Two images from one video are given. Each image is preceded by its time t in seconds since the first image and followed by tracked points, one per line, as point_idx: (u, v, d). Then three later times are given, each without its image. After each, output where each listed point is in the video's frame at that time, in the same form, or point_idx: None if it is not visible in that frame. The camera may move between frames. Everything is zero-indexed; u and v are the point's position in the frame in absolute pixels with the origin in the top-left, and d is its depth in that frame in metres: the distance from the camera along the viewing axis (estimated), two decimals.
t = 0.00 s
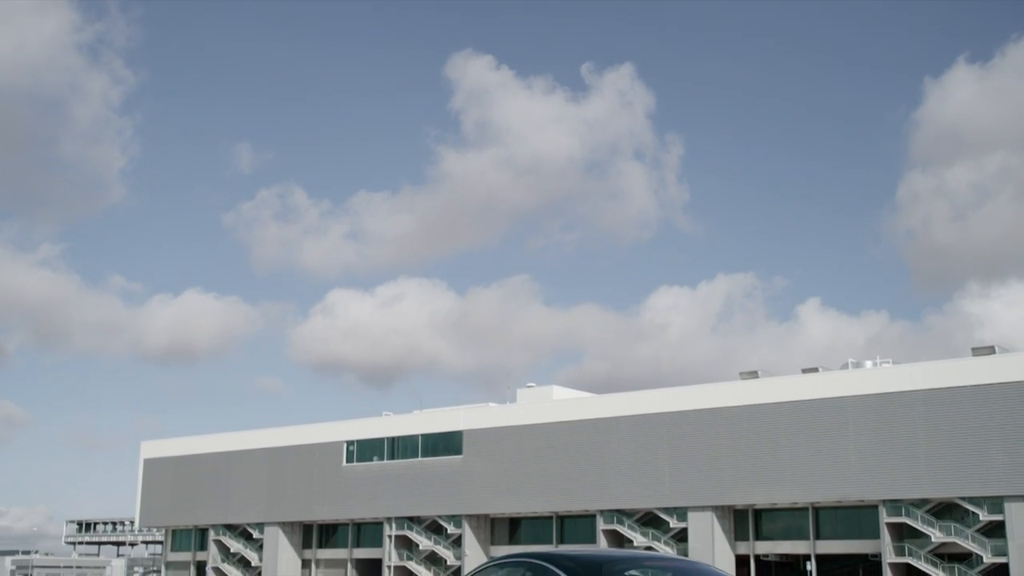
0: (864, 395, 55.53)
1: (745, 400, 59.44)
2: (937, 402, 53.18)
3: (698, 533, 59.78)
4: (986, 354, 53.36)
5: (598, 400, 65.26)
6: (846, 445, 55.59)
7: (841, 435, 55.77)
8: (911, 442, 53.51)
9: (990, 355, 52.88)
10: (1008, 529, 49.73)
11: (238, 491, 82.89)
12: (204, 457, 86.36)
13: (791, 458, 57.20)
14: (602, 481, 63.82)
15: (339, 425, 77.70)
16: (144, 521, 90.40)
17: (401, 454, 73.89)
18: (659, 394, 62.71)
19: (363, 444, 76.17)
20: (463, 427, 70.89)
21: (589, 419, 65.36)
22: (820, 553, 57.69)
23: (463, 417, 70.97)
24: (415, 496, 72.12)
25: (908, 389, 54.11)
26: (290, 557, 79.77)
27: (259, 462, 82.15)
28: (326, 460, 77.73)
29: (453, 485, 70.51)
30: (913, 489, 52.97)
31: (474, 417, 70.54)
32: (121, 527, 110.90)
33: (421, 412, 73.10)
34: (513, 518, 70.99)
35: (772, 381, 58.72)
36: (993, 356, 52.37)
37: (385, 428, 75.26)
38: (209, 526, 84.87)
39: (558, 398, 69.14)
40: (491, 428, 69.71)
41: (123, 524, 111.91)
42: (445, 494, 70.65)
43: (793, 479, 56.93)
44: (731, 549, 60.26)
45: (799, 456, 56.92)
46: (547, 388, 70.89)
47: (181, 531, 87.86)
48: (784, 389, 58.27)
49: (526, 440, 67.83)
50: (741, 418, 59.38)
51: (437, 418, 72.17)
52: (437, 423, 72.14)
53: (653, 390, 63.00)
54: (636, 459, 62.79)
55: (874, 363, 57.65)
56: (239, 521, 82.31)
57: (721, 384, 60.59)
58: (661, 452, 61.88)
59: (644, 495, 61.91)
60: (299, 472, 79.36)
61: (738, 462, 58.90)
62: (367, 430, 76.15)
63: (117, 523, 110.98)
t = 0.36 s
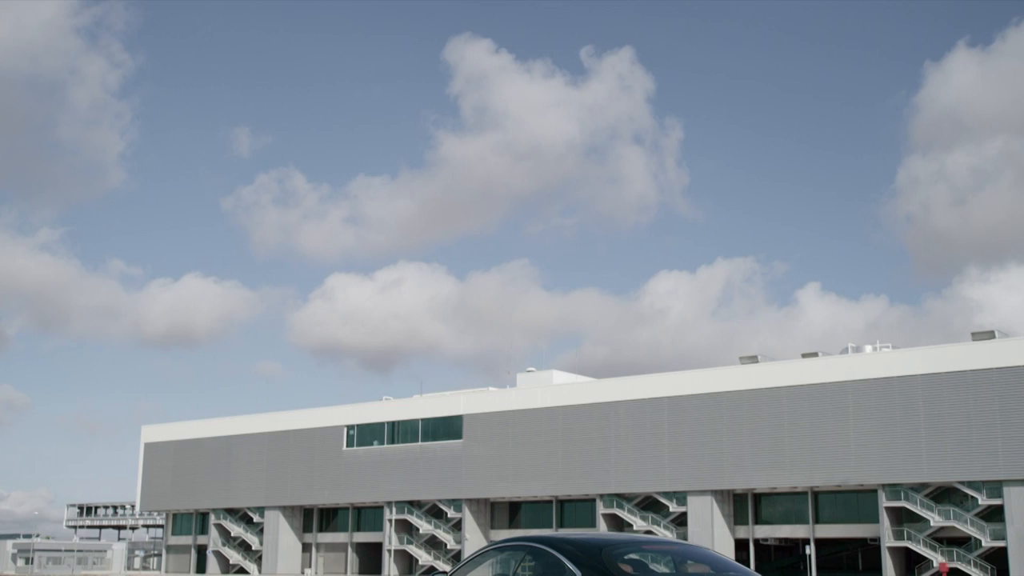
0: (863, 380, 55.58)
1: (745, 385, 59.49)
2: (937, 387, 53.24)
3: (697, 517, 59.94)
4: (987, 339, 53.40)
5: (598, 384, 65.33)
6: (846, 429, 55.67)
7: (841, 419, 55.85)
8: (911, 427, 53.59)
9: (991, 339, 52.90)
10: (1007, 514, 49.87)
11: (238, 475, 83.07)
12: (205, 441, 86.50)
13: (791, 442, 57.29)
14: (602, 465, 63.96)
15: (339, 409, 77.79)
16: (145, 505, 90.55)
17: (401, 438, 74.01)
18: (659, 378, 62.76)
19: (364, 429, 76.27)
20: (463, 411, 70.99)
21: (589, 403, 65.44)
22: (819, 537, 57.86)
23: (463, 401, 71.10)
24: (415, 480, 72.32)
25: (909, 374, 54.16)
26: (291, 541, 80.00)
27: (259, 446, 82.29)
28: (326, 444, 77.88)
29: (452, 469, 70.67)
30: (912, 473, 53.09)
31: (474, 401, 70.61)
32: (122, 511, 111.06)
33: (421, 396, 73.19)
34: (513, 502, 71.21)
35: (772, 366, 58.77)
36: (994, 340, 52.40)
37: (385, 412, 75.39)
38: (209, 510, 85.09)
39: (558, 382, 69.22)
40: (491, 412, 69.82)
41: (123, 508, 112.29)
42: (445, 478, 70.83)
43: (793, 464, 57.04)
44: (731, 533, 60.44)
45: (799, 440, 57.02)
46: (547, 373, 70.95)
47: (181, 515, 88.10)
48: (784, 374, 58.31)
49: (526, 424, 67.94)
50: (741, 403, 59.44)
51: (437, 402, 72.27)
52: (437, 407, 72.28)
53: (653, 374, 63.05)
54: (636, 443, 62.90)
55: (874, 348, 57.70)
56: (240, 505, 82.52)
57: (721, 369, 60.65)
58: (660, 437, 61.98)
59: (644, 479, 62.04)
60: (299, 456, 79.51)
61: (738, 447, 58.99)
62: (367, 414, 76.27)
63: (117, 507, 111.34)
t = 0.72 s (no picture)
0: (863, 363, 55.64)
1: (744, 368, 59.58)
2: (937, 371, 53.28)
3: (697, 500, 60.11)
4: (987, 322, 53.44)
5: (598, 368, 65.39)
6: (846, 413, 55.73)
7: (841, 402, 55.92)
8: (910, 410, 53.66)
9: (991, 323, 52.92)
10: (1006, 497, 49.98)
11: (239, 459, 83.24)
12: (205, 425, 86.67)
13: (791, 425, 57.36)
14: (603, 448, 64.07)
15: (339, 393, 77.90)
16: (146, 488, 90.81)
17: (401, 422, 74.11)
18: (658, 362, 62.84)
19: (364, 412, 76.40)
20: (463, 395, 71.10)
21: (588, 387, 65.52)
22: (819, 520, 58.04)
23: (463, 385, 71.21)
24: (415, 463, 72.47)
25: (909, 357, 54.20)
26: (291, 524, 80.21)
27: (260, 430, 82.44)
28: (326, 427, 78.01)
29: (452, 453, 70.82)
30: (911, 457, 53.20)
31: (474, 385, 70.72)
32: (123, 494, 111.25)
33: (421, 379, 73.29)
34: (513, 486, 71.36)
35: (772, 349, 58.81)
36: (994, 324, 52.43)
37: (385, 396, 75.50)
38: (210, 493, 85.31)
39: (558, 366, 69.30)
40: (490, 395, 69.93)
41: (124, 491, 112.63)
42: (445, 461, 70.98)
43: (792, 447, 57.13)
44: (730, 516, 60.61)
45: (798, 424, 57.10)
46: (547, 356, 71.00)
47: (182, 498, 88.33)
48: (784, 357, 58.37)
49: (526, 407, 68.04)
50: (741, 386, 59.50)
51: (437, 386, 72.39)
52: (437, 390, 72.38)
53: (653, 358, 63.11)
54: (636, 427, 62.99)
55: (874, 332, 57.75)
56: (240, 488, 82.71)
57: (721, 352, 60.70)
58: (660, 420, 62.06)
59: (644, 463, 62.15)
60: (299, 439, 79.67)
61: (737, 430, 59.08)
62: (367, 398, 76.38)
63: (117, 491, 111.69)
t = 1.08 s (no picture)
0: (863, 348, 55.69)
1: (744, 353, 59.62)
2: (937, 355, 53.30)
3: (697, 484, 60.23)
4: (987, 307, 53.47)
5: (598, 352, 65.45)
6: (845, 398, 55.77)
7: (840, 387, 55.97)
8: (909, 395, 53.72)
9: (991, 308, 52.93)
10: (1005, 482, 50.06)
11: (239, 443, 83.40)
12: (206, 409, 86.81)
13: (790, 410, 57.45)
14: (603, 433, 64.17)
15: (339, 377, 77.97)
16: (147, 472, 90.96)
17: (401, 406, 74.20)
18: (658, 346, 62.87)
19: (364, 397, 76.50)
20: (464, 379, 71.16)
21: (588, 371, 65.57)
22: (818, 504, 58.17)
23: (463, 369, 71.29)
24: (415, 448, 72.62)
25: (908, 342, 54.23)
26: (292, 509, 80.42)
27: (260, 414, 82.59)
28: (327, 412, 78.12)
29: (452, 437, 70.98)
30: (910, 441, 53.31)
31: (474, 369, 70.79)
32: (124, 478, 111.42)
33: (421, 364, 73.37)
34: (513, 470, 71.52)
35: (772, 334, 58.84)
36: (994, 309, 52.43)
37: (385, 380, 75.57)
38: (211, 478, 85.52)
39: (558, 350, 69.34)
40: (491, 380, 70.00)
41: (125, 476, 112.97)
42: (446, 446, 71.13)
43: (792, 431, 57.23)
44: (729, 500, 60.74)
45: (798, 408, 57.18)
46: (547, 341, 71.04)
47: (183, 483, 88.56)
48: (784, 342, 58.42)
49: (526, 391, 68.14)
50: (741, 371, 59.55)
51: (437, 370, 72.47)
52: (437, 375, 72.46)
53: (653, 342, 63.14)
54: (636, 411, 63.07)
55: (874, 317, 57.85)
56: (241, 473, 82.91)
57: (721, 336, 60.74)
58: (660, 405, 62.12)
59: (644, 447, 62.25)
60: (299, 424, 79.81)
61: (737, 414, 59.17)
62: (367, 382, 76.48)
63: (118, 475, 112.06)
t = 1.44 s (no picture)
0: (862, 332, 55.70)
1: (744, 336, 59.64)
2: (936, 339, 53.31)
3: (696, 468, 60.37)
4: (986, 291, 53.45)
5: (597, 336, 65.45)
6: (845, 382, 55.82)
7: (840, 371, 56.02)
8: (909, 379, 53.77)
9: (991, 292, 52.91)
10: (1005, 465, 50.19)
11: (239, 426, 83.52)
12: (206, 393, 86.91)
13: (790, 393, 57.51)
14: (602, 417, 64.26)
15: (339, 361, 78.01)
16: (148, 456, 91.14)
17: (401, 390, 74.29)
18: (658, 330, 62.87)
19: (364, 380, 76.58)
20: (464, 363, 71.20)
21: (588, 355, 65.61)
22: (818, 488, 58.31)
23: (463, 353, 71.33)
24: (415, 431, 72.76)
25: (908, 326, 54.23)
26: (292, 492, 80.62)
27: (260, 398, 82.68)
28: (327, 396, 78.19)
29: (452, 420, 71.10)
30: (910, 425, 53.42)
31: (474, 353, 70.83)
32: (126, 461, 111.56)
33: (420, 348, 73.40)
34: (513, 454, 71.67)
35: (772, 318, 58.82)
36: (994, 293, 52.40)
37: (384, 364, 75.62)
38: (211, 461, 85.69)
39: (558, 334, 69.35)
40: (490, 363, 70.06)
41: (125, 459, 113.19)
42: (445, 429, 71.27)
43: (791, 415, 57.32)
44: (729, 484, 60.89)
45: (797, 392, 57.25)
46: (547, 325, 71.04)
47: (184, 466, 88.74)
48: (784, 326, 58.42)
49: (526, 375, 68.18)
50: (741, 355, 59.59)
51: (437, 354, 72.51)
52: (437, 358, 72.50)
53: (653, 326, 63.14)
54: (636, 395, 63.14)
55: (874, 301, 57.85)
56: (241, 456, 83.07)
57: (721, 320, 60.73)
58: (660, 389, 62.18)
59: (644, 430, 62.36)
60: (300, 407, 79.91)
61: (737, 398, 59.23)
62: (367, 366, 76.54)
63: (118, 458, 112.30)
